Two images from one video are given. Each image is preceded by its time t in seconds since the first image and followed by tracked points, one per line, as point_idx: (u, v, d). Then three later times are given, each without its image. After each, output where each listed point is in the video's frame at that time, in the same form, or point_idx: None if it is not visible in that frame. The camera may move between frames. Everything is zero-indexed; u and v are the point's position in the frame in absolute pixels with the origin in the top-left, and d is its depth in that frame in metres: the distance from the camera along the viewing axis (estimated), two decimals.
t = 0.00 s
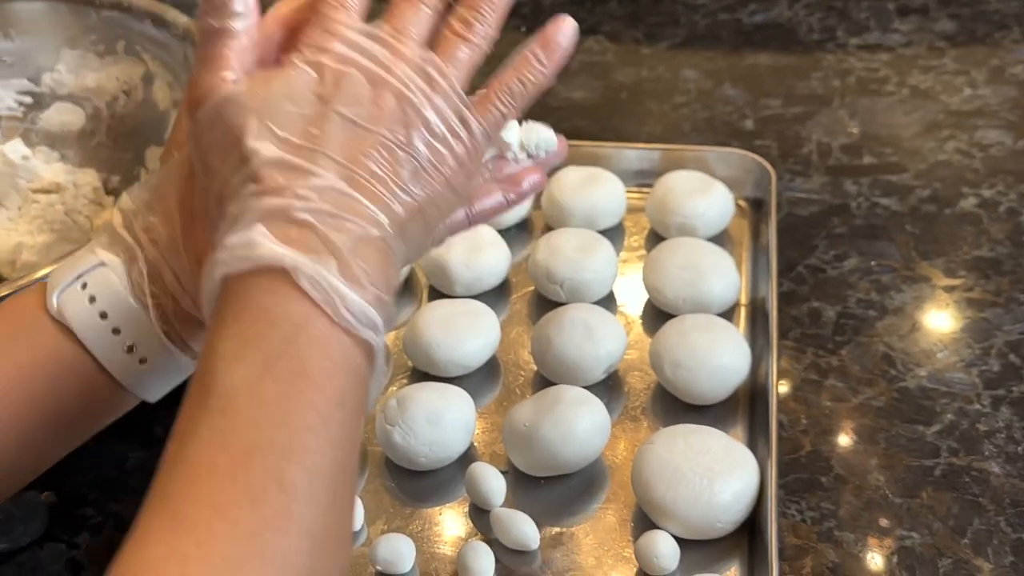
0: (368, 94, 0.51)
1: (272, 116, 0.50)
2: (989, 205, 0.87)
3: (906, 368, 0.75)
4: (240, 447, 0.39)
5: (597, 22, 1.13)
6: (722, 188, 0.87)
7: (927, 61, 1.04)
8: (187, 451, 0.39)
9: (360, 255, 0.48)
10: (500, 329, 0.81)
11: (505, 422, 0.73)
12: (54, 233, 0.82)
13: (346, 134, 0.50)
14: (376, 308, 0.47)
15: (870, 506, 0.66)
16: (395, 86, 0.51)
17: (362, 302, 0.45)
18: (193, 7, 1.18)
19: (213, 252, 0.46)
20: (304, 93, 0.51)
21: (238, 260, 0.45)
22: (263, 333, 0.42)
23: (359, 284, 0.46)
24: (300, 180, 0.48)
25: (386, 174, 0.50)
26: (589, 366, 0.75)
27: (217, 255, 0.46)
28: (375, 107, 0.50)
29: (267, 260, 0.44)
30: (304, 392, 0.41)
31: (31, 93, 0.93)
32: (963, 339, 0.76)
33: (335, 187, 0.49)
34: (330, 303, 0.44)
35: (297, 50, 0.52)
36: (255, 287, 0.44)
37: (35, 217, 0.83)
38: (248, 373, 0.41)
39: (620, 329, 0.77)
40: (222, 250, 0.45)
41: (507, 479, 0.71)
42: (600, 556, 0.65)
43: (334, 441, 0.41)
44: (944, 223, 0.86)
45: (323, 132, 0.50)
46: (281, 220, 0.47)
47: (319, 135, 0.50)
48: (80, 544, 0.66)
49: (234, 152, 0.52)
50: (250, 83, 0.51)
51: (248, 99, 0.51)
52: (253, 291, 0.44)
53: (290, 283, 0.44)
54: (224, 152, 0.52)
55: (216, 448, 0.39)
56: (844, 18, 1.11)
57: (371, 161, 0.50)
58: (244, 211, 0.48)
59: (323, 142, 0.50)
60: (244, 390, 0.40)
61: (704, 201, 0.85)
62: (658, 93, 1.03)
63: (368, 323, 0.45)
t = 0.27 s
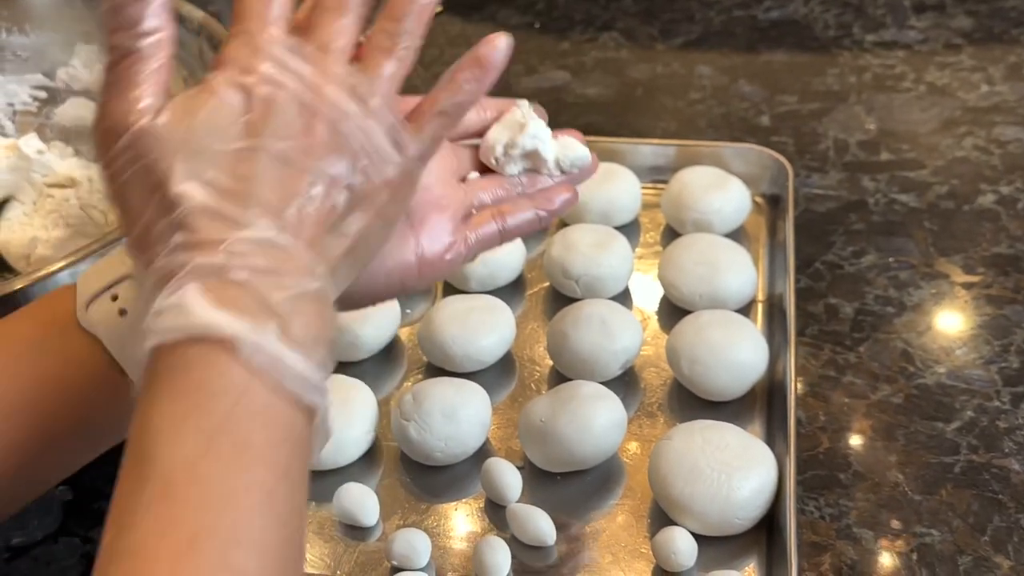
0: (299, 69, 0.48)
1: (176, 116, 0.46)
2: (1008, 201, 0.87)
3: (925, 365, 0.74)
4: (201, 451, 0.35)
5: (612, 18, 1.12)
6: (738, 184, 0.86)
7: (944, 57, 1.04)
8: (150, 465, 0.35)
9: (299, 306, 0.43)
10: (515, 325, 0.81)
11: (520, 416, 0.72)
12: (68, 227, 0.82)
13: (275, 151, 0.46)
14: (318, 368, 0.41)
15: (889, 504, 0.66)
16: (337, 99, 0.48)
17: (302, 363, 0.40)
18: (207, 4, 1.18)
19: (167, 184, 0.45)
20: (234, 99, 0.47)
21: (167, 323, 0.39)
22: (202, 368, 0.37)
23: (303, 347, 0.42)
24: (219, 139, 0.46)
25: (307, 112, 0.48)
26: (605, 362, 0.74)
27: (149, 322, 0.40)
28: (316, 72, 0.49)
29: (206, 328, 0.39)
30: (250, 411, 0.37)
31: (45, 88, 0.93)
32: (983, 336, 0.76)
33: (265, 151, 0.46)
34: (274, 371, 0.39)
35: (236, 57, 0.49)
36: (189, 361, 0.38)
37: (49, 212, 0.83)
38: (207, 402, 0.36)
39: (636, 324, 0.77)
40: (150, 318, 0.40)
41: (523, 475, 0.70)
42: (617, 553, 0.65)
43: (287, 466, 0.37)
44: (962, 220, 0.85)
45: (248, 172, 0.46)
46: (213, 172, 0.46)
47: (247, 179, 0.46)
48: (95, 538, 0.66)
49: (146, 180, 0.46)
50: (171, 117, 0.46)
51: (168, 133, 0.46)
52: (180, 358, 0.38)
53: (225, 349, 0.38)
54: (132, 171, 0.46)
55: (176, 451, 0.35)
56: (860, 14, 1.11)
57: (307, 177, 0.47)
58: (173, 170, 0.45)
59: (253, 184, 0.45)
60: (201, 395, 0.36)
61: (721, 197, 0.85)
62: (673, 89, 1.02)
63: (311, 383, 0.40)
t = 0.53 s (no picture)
0: (335, 118, 0.46)
1: (206, 167, 0.45)
2: (1019, 201, 0.86)
3: (935, 365, 0.74)
4: (220, 511, 0.36)
5: (621, 17, 1.12)
6: (747, 183, 0.86)
7: (954, 56, 1.03)
8: (167, 515, 0.36)
9: (323, 364, 0.42)
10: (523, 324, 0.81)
11: (528, 416, 0.72)
12: (77, 227, 0.82)
13: (306, 204, 0.45)
14: (340, 432, 0.41)
15: (899, 505, 0.65)
16: (372, 139, 0.46)
17: (324, 425, 0.40)
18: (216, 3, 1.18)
19: (196, 235, 0.44)
20: (272, 144, 0.45)
21: (192, 383, 0.39)
22: (222, 433, 0.38)
23: (322, 405, 0.41)
24: (250, 191, 0.44)
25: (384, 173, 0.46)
26: (613, 361, 0.74)
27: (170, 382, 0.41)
28: (352, 120, 0.46)
29: (227, 391, 0.39)
30: (265, 477, 0.37)
31: (54, 87, 0.94)
32: (993, 336, 0.75)
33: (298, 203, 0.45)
34: (294, 433, 0.39)
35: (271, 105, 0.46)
36: (213, 421, 0.38)
37: (58, 211, 0.83)
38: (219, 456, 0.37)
39: (644, 324, 0.77)
40: (175, 371, 0.41)
41: (530, 475, 0.70)
42: (625, 553, 0.65)
43: (302, 534, 0.37)
44: (972, 220, 0.85)
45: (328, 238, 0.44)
46: (242, 223, 0.44)
47: (278, 230, 0.44)
48: (102, 536, 0.66)
49: (172, 230, 0.45)
50: (203, 165, 0.45)
51: (199, 181, 0.44)
52: (209, 414, 0.38)
53: (246, 411, 0.38)
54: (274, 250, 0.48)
55: (195, 517, 0.35)
56: (870, 13, 1.10)
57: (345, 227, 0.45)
58: (205, 220, 0.44)
59: (284, 240, 0.44)
60: (218, 460, 0.37)
61: (730, 197, 0.84)
62: (682, 89, 1.02)
63: (332, 448, 0.40)
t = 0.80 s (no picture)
0: (597, 305, 0.48)
1: (467, 323, 0.48)
2: (1021, 204, 0.86)
3: (936, 368, 0.74)
4: None
5: (624, 20, 1.12)
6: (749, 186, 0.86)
7: (957, 59, 1.03)
8: None
9: (523, 552, 0.46)
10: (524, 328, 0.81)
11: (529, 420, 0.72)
12: (79, 229, 0.82)
13: (549, 379, 0.47)
14: None
15: (899, 509, 0.65)
16: (624, 328, 0.48)
17: None
18: (221, 6, 1.19)
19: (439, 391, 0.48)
20: (532, 323, 0.48)
21: (393, 543, 0.45)
22: None
23: None
24: (494, 349, 0.48)
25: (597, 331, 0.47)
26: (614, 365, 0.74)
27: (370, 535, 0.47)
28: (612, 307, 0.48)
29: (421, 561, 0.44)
30: None
31: (57, 89, 0.94)
32: (995, 339, 0.75)
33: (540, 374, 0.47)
34: None
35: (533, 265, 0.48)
36: None
37: (61, 214, 0.83)
38: None
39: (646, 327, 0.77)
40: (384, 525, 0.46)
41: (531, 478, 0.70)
42: (625, 556, 0.65)
43: None
44: (975, 222, 0.85)
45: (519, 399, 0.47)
46: (489, 391, 0.47)
47: (516, 400, 0.47)
48: (103, 538, 0.66)
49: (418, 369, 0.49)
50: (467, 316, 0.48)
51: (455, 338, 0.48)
52: None
53: None
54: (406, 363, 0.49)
55: None
56: (874, 16, 1.10)
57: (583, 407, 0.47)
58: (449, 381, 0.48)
59: (516, 411, 0.47)
60: None
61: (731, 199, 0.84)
62: (685, 91, 1.02)
63: None
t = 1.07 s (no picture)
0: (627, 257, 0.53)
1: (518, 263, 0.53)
2: (1020, 208, 0.86)
3: (933, 373, 0.74)
4: None
5: (624, 23, 1.12)
6: (747, 190, 0.86)
7: (957, 62, 1.03)
8: None
9: (541, 507, 0.47)
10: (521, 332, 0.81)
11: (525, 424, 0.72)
12: (79, 233, 0.83)
13: (571, 317, 0.51)
14: None
15: (896, 514, 0.65)
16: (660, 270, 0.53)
17: None
18: (221, 9, 1.19)
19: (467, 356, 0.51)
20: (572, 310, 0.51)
21: (404, 510, 0.45)
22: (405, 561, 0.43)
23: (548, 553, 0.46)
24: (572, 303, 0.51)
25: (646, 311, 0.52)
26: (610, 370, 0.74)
27: (379, 507, 0.47)
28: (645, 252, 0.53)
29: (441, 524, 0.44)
30: None
31: (58, 94, 0.94)
32: (992, 344, 0.75)
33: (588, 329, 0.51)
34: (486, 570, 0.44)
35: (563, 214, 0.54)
36: (418, 547, 0.44)
37: (61, 218, 0.84)
38: None
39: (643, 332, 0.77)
40: (399, 489, 0.46)
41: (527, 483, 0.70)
42: (621, 561, 0.65)
43: None
44: (973, 226, 0.85)
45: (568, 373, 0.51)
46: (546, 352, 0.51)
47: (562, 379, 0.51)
48: (102, 543, 0.67)
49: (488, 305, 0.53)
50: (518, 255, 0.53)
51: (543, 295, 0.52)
52: (411, 551, 0.44)
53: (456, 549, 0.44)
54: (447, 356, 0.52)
55: None
56: (874, 19, 1.10)
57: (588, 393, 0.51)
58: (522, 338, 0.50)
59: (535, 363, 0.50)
60: None
61: (729, 203, 0.85)
62: (684, 94, 1.02)
63: None
